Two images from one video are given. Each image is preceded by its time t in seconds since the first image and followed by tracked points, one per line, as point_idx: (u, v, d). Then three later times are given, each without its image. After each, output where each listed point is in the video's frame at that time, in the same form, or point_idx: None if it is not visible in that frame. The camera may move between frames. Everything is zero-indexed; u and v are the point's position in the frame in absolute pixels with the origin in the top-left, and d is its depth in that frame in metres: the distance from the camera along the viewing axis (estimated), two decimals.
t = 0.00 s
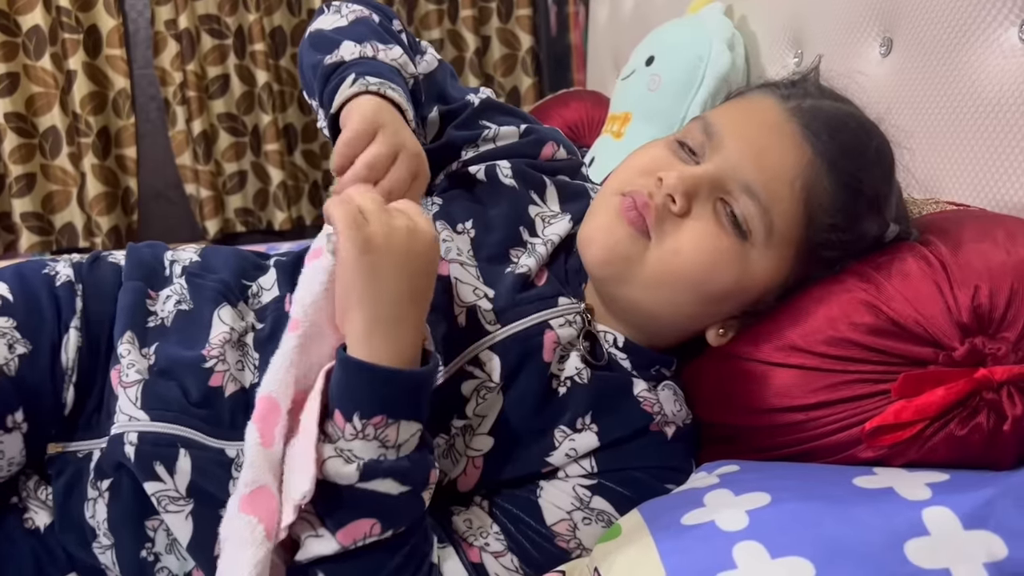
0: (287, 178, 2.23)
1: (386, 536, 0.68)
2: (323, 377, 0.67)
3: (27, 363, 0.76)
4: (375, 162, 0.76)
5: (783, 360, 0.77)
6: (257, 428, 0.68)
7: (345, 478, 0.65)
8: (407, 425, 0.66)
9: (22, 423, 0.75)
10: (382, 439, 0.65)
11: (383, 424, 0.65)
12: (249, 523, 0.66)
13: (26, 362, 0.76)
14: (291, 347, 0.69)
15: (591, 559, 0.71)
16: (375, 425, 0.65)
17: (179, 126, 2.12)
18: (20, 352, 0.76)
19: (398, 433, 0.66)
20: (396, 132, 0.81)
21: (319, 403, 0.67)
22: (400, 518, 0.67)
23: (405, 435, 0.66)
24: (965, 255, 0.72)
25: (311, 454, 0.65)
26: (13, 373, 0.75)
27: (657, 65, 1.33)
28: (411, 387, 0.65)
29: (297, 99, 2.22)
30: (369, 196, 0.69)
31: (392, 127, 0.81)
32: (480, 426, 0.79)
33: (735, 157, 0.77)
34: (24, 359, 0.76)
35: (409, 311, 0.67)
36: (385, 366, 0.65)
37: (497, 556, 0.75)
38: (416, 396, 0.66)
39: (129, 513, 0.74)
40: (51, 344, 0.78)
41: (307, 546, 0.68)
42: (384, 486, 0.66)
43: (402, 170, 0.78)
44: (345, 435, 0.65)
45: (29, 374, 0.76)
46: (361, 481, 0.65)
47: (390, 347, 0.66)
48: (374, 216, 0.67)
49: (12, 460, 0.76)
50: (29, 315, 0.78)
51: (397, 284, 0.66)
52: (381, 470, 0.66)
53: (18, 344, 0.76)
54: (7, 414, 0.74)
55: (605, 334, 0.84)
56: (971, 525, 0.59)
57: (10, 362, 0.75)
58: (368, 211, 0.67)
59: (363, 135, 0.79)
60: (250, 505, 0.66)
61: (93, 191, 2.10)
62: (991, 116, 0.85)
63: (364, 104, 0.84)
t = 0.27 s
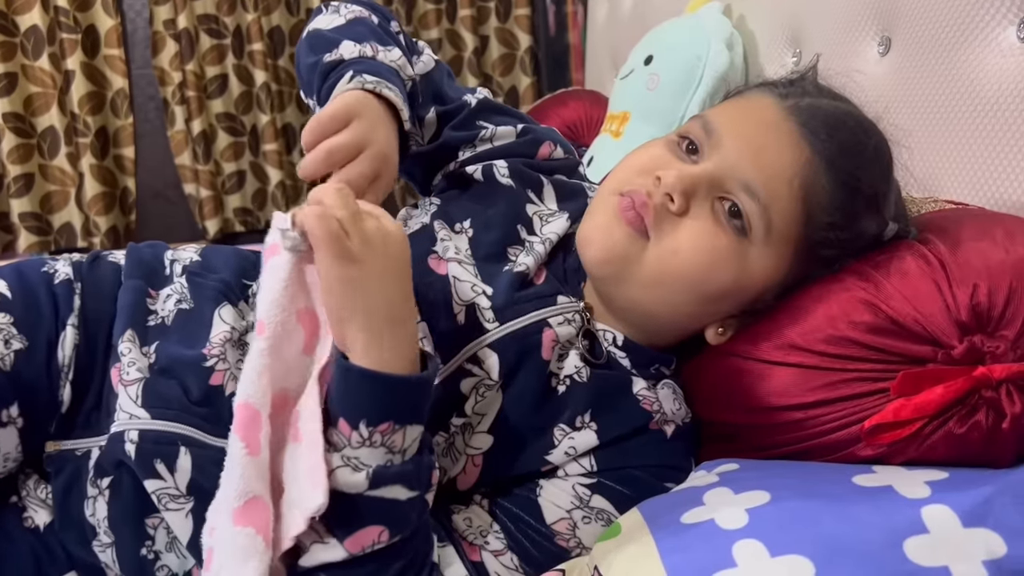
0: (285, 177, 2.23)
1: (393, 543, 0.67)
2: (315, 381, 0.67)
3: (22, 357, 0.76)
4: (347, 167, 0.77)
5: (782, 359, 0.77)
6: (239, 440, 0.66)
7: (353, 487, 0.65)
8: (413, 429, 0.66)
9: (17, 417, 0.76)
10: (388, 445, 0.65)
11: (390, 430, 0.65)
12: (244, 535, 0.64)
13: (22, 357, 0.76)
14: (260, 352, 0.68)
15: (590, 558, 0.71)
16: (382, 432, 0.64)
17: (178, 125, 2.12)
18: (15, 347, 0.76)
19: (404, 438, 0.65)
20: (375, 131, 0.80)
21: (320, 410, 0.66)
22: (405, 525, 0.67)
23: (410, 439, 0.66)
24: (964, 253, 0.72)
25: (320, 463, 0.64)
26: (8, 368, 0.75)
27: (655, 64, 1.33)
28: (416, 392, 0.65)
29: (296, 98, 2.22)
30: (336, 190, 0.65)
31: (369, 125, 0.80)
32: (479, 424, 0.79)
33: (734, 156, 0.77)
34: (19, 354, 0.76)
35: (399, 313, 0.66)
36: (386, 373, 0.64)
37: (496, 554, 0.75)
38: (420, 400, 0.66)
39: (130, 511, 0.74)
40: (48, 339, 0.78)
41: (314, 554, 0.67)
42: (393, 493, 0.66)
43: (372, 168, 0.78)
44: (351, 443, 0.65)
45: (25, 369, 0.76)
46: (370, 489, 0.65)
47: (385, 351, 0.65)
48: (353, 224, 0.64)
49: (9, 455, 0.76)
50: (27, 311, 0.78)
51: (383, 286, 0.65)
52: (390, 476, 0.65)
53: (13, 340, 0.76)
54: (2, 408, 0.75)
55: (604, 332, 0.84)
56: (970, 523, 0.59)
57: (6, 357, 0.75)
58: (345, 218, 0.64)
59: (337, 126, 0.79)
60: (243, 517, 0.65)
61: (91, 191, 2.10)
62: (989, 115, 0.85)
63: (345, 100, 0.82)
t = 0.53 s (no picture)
0: (283, 177, 2.23)
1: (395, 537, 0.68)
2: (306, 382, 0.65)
3: (11, 354, 0.76)
4: (330, 159, 0.75)
5: (779, 359, 0.77)
6: (230, 447, 0.63)
7: (360, 484, 0.65)
8: (413, 422, 0.66)
9: (7, 414, 0.76)
10: (392, 440, 0.66)
11: (393, 425, 0.65)
12: (242, 542, 0.63)
13: (11, 352, 0.76)
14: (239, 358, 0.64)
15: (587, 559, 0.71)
16: (386, 426, 0.65)
17: (176, 125, 2.11)
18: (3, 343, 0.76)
19: (407, 432, 0.66)
20: (360, 131, 0.78)
21: (317, 411, 0.65)
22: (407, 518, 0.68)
23: (412, 432, 0.67)
24: (961, 254, 0.72)
25: (328, 463, 0.63)
26: None
27: (653, 64, 1.33)
28: (415, 385, 0.65)
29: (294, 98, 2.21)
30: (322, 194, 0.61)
31: (354, 125, 0.78)
32: (474, 427, 0.80)
33: (731, 157, 0.77)
34: (8, 350, 0.76)
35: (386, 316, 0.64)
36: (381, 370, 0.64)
37: (492, 554, 0.75)
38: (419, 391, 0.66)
39: (125, 507, 0.74)
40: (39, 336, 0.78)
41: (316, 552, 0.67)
42: (399, 485, 0.66)
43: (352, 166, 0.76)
44: (354, 441, 0.65)
45: (14, 365, 0.76)
46: (378, 484, 0.65)
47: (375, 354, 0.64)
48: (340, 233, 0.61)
49: None
50: (17, 305, 0.78)
51: (371, 292, 0.63)
52: (396, 468, 0.66)
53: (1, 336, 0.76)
54: None
55: (601, 334, 0.83)
56: (966, 523, 0.59)
57: None
58: (333, 229, 0.61)
59: (320, 119, 0.77)
60: (238, 524, 0.63)
61: (88, 190, 2.09)
62: (986, 115, 0.85)
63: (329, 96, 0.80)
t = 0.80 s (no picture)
0: (282, 177, 2.23)
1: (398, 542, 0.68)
2: (324, 386, 0.66)
3: (27, 368, 0.75)
4: (352, 180, 0.74)
5: (778, 359, 0.77)
6: (246, 451, 0.65)
7: (365, 489, 0.65)
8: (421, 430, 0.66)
9: (23, 428, 0.76)
10: (399, 446, 0.65)
11: (401, 431, 0.65)
12: (251, 548, 0.63)
13: (27, 365, 0.75)
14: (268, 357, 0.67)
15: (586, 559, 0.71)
16: (394, 433, 0.65)
17: (175, 125, 2.10)
18: (20, 356, 0.75)
19: (414, 438, 0.66)
20: (376, 141, 0.77)
21: (329, 416, 0.65)
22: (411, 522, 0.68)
23: (419, 438, 0.67)
24: (959, 254, 0.72)
25: (333, 471, 0.64)
26: (16, 378, 0.75)
27: (651, 64, 1.33)
28: (425, 392, 0.65)
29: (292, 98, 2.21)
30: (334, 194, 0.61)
31: (370, 134, 0.77)
32: (473, 426, 0.79)
33: (729, 157, 0.77)
34: (25, 364, 0.75)
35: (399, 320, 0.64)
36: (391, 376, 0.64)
37: (491, 555, 0.76)
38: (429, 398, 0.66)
39: (123, 511, 0.74)
40: (53, 342, 0.78)
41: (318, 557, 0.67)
42: (405, 492, 0.66)
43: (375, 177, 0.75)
44: (361, 446, 0.65)
45: (31, 378, 0.76)
46: (384, 490, 0.65)
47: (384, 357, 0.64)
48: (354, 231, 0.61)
49: (10, 463, 0.76)
50: (29, 316, 0.77)
51: (385, 297, 0.63)
52: (402, 476, 0.66)
53: (19, 349, 0.75)
54: (9, 419, 0.75)
55: (600, 335, 0.83)
56: (965, 522, 0.59)
57: (11, 368, 0.74)
58: (349, 229, 0.61)
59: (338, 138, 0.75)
60: (247, 530, 0.64)
61: (87, 190, 2.09)
62: (984, 114, 0.85)
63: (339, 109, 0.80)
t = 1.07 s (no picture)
0: (280, 177, 2.22)
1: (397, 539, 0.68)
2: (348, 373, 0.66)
3: (36, 382, 0.75)
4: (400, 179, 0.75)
5: (775, 359, 0.77)
6: (284, 425, 0.66)
7: (364, 478, 0.65)
8: (427, 429, 0.66)
9: (33, 445, 0.76)
10: (402, 442, 0.66)
11: (405, 426, 0.65)
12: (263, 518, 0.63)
13: (35, 380, 0.75)
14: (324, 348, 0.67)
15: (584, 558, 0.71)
16: (399, 427, 0.65)
17: (173, 125, 2.12)
18: (29, 371, 0.75)
19: (418, 436, 0.66)
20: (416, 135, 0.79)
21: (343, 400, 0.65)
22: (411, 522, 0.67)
23: (424, 438, 0.67)
24: (956, 254, 0.72)
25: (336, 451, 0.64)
26: (26, 396, 0.74)
27: (650, 64, 1.33)
28: (434, 390, 0.66)
29: (291, 98, 2.21)
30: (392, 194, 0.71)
31: (408, 127, 0.79)
32: (473, 426, 0.79)
33: (726, 158, 0.77)
34: (34, 379, 0.75)
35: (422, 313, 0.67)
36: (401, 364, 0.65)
37: (490, 554, 0.76)
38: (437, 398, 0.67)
39: (121, 513, 0.74)
40: (59, 354, 0.77)
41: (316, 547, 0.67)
42: (401, 488, 0.66)
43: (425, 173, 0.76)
44: (365, 436, 0.65)
45: (40, 393, 0.75)
46: (380, 483, 0.65)
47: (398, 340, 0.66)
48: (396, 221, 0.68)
49: (14, 475, 0.75)
50: (32, 326, 0.77)
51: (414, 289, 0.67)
52: (401, 471, 0.66)
53: (27, 363, 0.75)
54: (19, 437, 0.74)
55: (597, 334, 0.84)
56: (962, 522, 0.59)
57: (21, 385, 0.74)
58: (387, 219, 0.68)
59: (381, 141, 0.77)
60: (266, 502, 0.64)
61: (86, 191, 2.09)
62: (982, 114, 0.85)
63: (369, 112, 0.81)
